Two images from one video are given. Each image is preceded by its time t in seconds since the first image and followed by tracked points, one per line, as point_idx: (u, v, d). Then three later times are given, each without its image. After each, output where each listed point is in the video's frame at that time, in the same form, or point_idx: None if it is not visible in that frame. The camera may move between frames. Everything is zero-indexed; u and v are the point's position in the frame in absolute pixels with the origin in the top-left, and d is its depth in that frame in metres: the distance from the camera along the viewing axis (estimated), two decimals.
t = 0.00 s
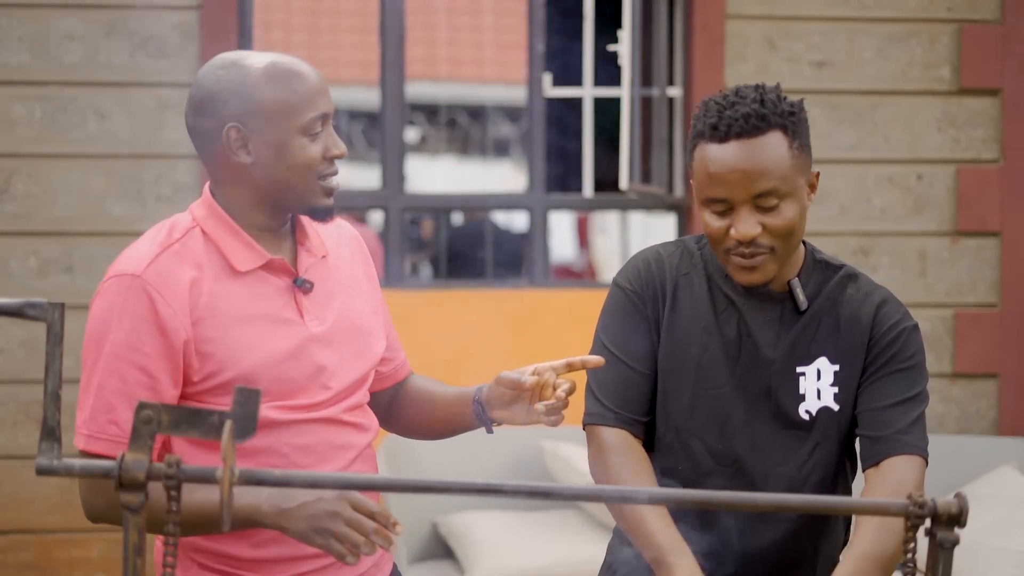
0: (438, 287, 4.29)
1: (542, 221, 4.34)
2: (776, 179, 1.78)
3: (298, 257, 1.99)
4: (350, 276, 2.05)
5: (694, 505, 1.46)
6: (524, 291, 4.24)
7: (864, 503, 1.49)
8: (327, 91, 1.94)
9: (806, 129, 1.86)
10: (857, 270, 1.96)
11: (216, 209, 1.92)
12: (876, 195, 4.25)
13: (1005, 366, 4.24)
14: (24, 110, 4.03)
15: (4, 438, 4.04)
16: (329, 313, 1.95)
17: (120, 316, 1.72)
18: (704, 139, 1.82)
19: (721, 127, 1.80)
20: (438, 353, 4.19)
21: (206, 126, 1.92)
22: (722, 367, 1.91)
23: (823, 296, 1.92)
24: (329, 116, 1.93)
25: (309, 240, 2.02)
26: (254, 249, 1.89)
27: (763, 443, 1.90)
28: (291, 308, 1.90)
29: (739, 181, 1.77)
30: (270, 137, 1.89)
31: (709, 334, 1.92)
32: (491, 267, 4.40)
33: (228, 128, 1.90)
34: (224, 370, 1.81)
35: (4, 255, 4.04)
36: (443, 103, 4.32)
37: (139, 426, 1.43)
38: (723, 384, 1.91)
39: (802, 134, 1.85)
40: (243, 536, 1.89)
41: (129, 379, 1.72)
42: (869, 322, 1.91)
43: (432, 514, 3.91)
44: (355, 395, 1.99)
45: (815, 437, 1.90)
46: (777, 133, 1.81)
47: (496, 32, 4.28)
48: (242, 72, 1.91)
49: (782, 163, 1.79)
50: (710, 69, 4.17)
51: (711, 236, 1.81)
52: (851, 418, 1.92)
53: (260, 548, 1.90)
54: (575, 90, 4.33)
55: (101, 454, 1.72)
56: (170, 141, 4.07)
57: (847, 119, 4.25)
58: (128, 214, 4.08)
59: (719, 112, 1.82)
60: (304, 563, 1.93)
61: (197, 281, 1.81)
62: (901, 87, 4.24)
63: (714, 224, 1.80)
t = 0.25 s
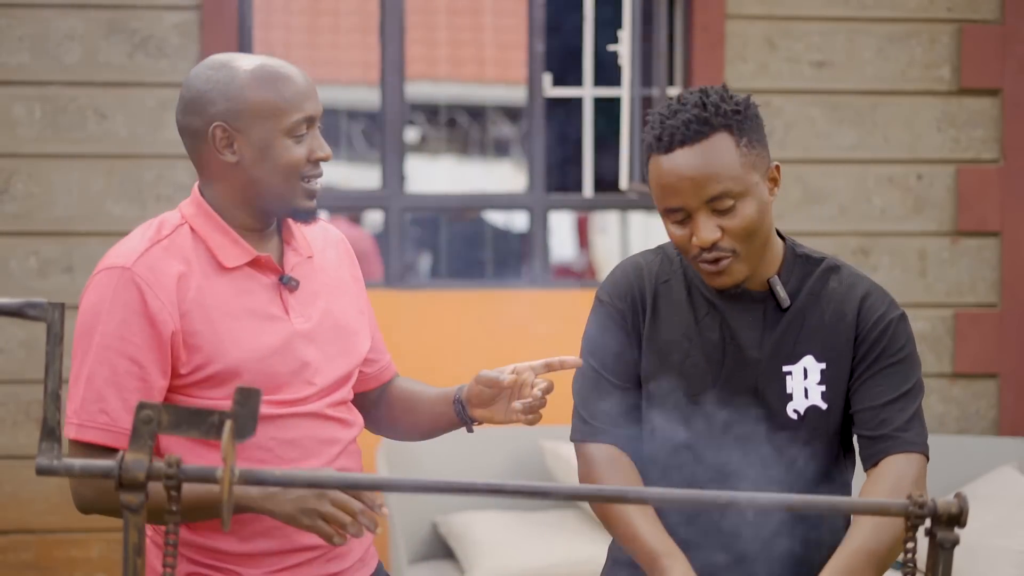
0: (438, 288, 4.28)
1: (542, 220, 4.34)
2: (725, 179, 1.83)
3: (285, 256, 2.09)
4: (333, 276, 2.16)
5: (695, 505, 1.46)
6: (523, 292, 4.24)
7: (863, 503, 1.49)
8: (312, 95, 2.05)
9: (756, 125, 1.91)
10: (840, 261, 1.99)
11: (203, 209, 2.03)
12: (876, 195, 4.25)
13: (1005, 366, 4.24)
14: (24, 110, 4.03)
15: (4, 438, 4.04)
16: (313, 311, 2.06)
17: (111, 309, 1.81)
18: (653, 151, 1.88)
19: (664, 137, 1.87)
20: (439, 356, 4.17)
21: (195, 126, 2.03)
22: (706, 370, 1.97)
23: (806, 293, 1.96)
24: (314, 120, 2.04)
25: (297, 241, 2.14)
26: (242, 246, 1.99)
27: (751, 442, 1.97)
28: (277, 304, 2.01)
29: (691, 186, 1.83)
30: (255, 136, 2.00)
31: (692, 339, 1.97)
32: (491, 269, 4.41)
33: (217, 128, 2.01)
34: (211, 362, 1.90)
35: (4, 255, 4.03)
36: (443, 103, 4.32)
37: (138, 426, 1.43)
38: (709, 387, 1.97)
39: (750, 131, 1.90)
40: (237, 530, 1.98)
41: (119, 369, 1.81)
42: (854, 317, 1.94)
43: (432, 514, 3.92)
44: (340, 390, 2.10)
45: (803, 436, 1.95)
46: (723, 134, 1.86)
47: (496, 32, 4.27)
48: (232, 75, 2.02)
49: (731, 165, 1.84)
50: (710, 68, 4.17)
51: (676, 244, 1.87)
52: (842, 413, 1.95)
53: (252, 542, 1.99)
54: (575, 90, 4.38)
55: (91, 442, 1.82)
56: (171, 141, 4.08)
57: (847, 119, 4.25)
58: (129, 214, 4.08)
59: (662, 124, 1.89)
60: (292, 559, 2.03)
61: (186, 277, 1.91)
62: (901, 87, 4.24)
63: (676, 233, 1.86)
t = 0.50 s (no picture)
0: (438, 288, 4.28)
1: (542, 220, 4.35)
2: (694, 181, 1.84)
3: (274, 255, 2.22)
4: (318, 276, 2.27)
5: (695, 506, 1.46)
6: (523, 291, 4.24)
7: (863, 503, 1.49)
8: (294, 98, 2.20)
9: (722, 122, 1.91)
10: (820, 255, 1.99)
11: (193, 208, 2.17)
12: (877, 195, 4.25)
13: (1005, 366, 4.23)
14: (24, 110, 4.03)
15: (4, 438, 4.04)
16: (302, 308, 2.17)
17: (104, 300, 1.94)
18: (622, 161, 1.89)
19: (629, 146, 1.88)
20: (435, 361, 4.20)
21: (183, 128, 2.19)
22: (690, 374, 1.94)
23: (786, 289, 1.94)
24: (296, 122, 2.19)
25: (285, 243, 2.26)
26: (235, 244, 2.12)
27: (738, 449, 1.91)
28: (267, 299, 2.13)
29: (660, 192, 1.84)
30: (237, 135, 2.15)
31: (675, 344, 1.95)
32: (490, 269, 4.38)
33: (200, 127, 2.16)
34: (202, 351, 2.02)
35: (4, 255, 4.03)
36: (443, 104, 4.30)
37: (138, 426, 1.43)
38: (691, 392, 1.94)
39: (717, 130, 1.89)
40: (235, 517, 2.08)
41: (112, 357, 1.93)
42: (834, 310, 1.93)
43: (432, 513, 3.92)
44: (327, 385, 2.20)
45: (789, 435, 1.90)
46: (689, 136, 1.87)
47: (497, 32, 4.27)
48: (220, 79, 2.18)
49: (697, 168, 1.85)
50: (710, 68, 4.17)
51: (650, 251, 1.89)
52: (830, 409, 1.91)
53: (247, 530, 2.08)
54: (575, 90, 4.34)
55: (81, 428, 1.93)
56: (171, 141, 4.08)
57: (847, 119, 4.25)
58: (129, 214, 4.08)
59: (627, 129, 1.89)
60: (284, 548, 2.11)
61: (179, 272, 2.03)
62: (901, 87, 4.24)
63: (649, 240, 1.87)
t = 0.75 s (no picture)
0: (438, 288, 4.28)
1: (542, 221, 4.35)
2: (682, 181, 1.81)
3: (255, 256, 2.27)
4: (286, 282, 2.34)
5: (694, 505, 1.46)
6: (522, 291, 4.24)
7: (862, 503, 1.48)
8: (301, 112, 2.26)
9: (711, 122, 1.88)
10: (812, 253, 1.93)
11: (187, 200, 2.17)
12: (877, 195, 4.26)
13: (1005, 366, 4.23)
14: (24, 110, 4.03)
15: (4, 438, 4.04)
16: (278, 311, 2.23)
17: (119, 280, 1.92)
18: (611, 154, 1.86)
19: (619, 140, 1.84)
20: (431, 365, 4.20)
21: (188, 122, 2.21)
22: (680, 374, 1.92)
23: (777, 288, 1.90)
24: (299, 132, 2.22)
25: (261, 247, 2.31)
26: (227, 241, 2.16)
27: (729, 450, 1.89)
28: (252, 297, 2.17)
29: (649, 187, 1.81)
30: (240, 131, 2.18)
31: (667, 344, 1.93)
32: (491, 269, 4.39)
33: (206, 120, 2.19)
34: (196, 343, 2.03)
35: (4, 255, 4.03)
36: (444, 104, 4.31)
37: (138, 427, 1.43)
38: (683, 393, 1.92)
39: (704, 130, 1.87)
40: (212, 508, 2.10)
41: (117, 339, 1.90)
42: (825, 310, 1.86)
43: (432, 513, 3.92)
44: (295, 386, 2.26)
45: (780, 436, 1.86)
46: (677, 135, 1.84)
47: (496, 32, 4.27)
48: (234, 83, 2.23)
49: (686, 164, 1.82)
50: (710, 68, 4.17)
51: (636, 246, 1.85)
52: (822, 411, 1.87)
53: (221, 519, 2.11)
54: (575, 90, 4.34)
55: (98, 406, 1.90)
56: (171, 141, 4.08)
57: (847, 119, 4.25)
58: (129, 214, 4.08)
59: (615, 127, 1.86)
60: (254, 533, 2.17)
61: (179, 263, 2.05)
62: (901, 87, 4.24)
63: (635, 235, 1.84)
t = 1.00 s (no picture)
0: (438, 288, 4.28)
1: (542, 221, 4.35)
2: (689, 178, 1.79)
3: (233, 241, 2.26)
4: (266, 265, 2.33)
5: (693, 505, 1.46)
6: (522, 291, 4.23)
7: (862, 503, 1.48)
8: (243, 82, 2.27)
9: (726, 119, 1.85)
10: (817, 255, 1.90)
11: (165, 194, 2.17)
12: (877, 195, 4.25)
13: (1006, 366, 4.23)
14: (24, 110, 4.03)
15: (4, 438, 4.04)
16: (259, 294, 2.22)
17: (93, 269, 1.94)
18: (622, 145, 1.84)
19: (630, 131, 1.82)
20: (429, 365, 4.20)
21: (146, 136, 2.20)
22: (681, 373, 1.90)
23: (782, 288, 1.87)
24: (248, 101, 2.24)
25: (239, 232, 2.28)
26: (205, 225, 2.16)
27: (730, 448, 1.86)
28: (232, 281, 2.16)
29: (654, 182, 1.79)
30: (202, 124, 2.18)
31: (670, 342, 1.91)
32: (490, 269, 4.38)
33: (167, 127, 2.18)
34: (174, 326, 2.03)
35: (4, 255, 4.03)
36: (444, 104, 4.31)
37: (138, 427, 1.43)
38: (686, 389, 1.89)
39: (718, 125, 1.83)
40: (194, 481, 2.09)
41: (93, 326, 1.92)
42: (828, 311, 1.85)
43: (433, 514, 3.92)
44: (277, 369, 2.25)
45: (782, 436, 1.83)
46: (688, 129, 1.81)
47: (497, 32, 4.27)
48: (174, 78, 2.21)
49: (694, 161, 1.79)
50: (710, 68, 4.17)
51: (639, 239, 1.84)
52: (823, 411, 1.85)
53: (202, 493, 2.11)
54: (575, 91, 4.34)
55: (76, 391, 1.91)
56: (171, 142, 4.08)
57: (848, 118, 4.25)
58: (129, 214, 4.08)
59: (627, 116, 1.83)
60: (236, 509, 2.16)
61: (155, 248, 2.05)
62: (901, 88, 4.24)
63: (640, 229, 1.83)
